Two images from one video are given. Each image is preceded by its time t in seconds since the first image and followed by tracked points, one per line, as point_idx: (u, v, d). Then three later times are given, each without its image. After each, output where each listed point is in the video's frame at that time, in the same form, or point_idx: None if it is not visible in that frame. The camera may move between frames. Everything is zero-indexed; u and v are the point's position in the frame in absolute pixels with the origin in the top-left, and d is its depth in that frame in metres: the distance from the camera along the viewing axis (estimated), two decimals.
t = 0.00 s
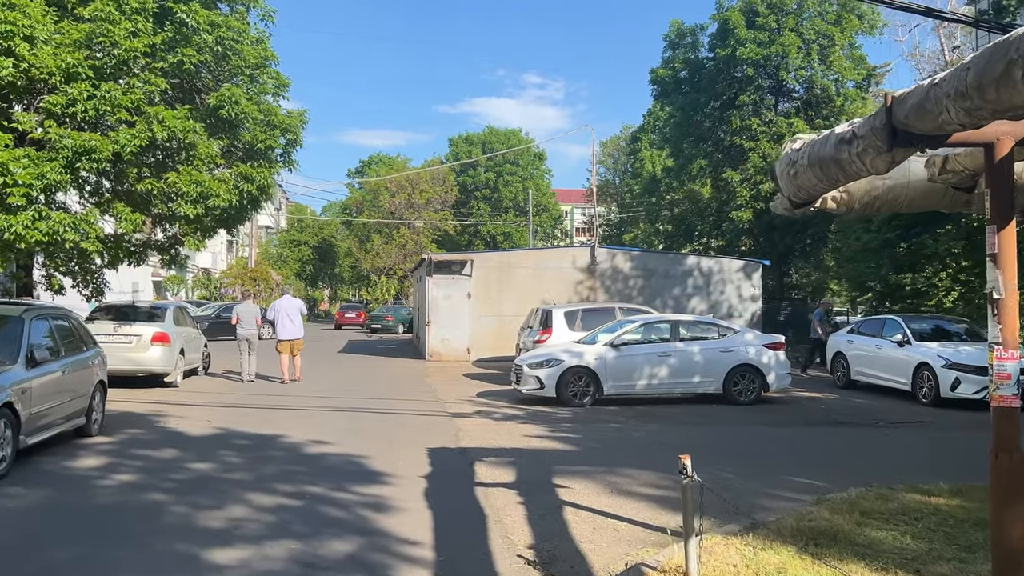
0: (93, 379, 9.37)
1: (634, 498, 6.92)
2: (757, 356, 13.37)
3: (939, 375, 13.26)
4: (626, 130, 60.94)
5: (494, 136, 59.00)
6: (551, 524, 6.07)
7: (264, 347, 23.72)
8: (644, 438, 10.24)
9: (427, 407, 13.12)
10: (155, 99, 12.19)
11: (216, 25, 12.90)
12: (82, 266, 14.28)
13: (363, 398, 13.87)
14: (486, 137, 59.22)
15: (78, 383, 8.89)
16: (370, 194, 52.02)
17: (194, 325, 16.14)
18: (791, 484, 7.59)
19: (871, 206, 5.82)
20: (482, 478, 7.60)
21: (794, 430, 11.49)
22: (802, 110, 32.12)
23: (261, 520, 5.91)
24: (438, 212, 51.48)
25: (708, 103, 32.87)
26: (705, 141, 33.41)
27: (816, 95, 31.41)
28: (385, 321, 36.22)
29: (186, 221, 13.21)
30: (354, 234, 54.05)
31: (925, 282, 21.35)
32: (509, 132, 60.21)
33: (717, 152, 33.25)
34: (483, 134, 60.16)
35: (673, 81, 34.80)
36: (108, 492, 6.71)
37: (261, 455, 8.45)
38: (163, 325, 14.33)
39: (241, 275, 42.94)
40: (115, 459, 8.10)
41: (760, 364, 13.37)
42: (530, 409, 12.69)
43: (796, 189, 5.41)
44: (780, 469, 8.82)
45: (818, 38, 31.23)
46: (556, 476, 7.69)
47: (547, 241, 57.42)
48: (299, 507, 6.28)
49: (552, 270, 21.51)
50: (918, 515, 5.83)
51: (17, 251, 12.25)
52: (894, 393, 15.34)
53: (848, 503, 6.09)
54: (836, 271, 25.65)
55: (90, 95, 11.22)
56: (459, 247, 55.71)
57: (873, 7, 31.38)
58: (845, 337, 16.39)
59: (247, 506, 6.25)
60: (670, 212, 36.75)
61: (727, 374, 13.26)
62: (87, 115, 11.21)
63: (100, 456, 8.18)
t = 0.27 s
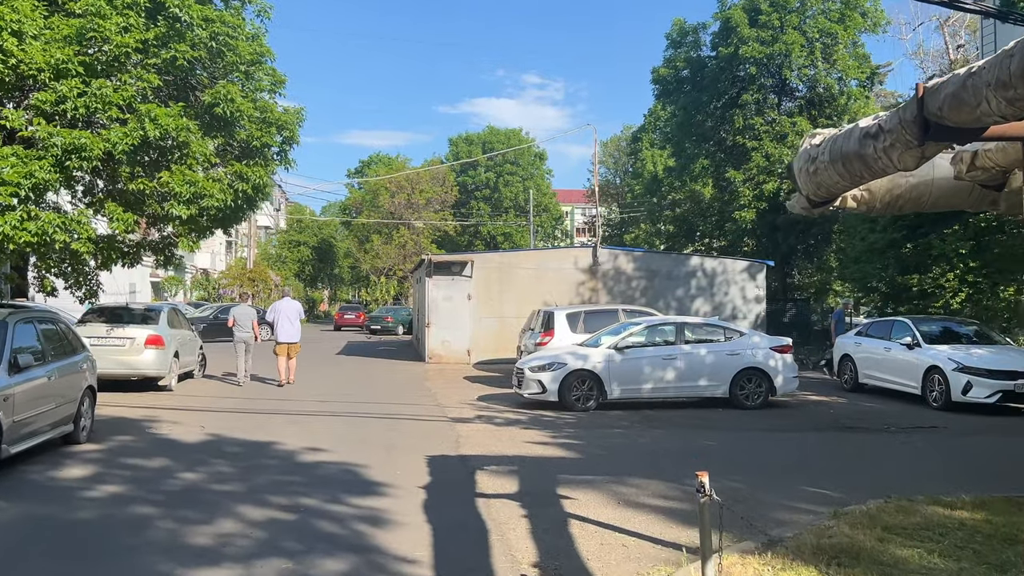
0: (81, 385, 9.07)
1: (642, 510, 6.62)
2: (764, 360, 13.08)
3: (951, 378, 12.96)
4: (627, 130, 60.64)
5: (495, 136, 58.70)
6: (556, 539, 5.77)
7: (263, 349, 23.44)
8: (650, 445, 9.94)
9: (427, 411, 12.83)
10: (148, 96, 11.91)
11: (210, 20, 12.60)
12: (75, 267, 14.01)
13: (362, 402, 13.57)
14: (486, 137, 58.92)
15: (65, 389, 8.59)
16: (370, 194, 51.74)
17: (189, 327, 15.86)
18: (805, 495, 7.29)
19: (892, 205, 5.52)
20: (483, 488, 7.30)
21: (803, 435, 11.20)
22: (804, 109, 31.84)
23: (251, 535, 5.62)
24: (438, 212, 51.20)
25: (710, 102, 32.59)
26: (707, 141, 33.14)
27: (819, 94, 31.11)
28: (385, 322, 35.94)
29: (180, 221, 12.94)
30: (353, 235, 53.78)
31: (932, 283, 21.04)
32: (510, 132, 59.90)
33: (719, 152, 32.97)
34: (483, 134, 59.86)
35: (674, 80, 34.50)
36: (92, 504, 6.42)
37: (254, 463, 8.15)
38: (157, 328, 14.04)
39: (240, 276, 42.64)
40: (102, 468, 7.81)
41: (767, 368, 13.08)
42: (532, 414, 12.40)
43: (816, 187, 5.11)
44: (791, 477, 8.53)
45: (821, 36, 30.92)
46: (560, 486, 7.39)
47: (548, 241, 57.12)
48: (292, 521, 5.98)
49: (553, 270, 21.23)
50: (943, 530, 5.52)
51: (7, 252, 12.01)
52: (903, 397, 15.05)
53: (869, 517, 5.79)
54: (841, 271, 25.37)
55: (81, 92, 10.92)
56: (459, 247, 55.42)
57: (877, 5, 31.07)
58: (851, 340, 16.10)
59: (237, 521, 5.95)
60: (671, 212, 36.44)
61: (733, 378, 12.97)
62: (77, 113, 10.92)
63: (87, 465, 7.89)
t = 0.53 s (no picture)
0: (69, 386, 8.79)
1: (650, 519, 6.34)
2: (771, 360, 12.80)
3: (962, 379, 12.67)
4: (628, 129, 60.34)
5: (495, 135, 58.41)
6: (560, 549, 5.48)
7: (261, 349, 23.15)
8: (656, 448, 9.65)
9: (427, 412, 12.54)
10: (140, 90, 11.60)
11: (204, 12, 12.31)
12: (67, 266, 13.73)
13: (360, 404, 13.29)
14: (486, 136, 58.64)
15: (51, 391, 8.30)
16: (369, 193, 51.45)
17: (184, 327, 15.59)
18: (818, 501, 7.01)
19: (916, 197, 5.24)
20: (484, 494, 7.02)
21: (812, 438, 10.92)
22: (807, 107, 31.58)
23: (240, 546, 5.34)
24: (439, 212, 50.93)
25: (713, 100, 32.32)
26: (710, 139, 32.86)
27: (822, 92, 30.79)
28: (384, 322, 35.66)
29: (174, 218, 12.64)
30: (353, 234, 53.51)
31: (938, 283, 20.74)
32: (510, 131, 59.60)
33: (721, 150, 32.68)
34: (484, 134, 59.56)
35: (676, 78, 34.19)
36: (75, 512, 6.14)
37: (247, 468, 7.87)
38: (151, 328, 13.75)
39: (239, 276, 42.33)
40: (88, 473, 7.52)
41: (774, 368, 12.80)
42: (534, 416, 12.11)
43: (838, 178, 4.82)
44: (803, 481, 8.24)
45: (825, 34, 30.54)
46: (564, 493, 7.11)
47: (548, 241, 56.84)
48: (283, 530, 5.70)
49: (554, 269, 20.94)
50: (970, 540, 5.23)
51: None
52: (912, 398, 14.76)
53: (891, 526, 5.50)
54: (846, 270, 25.09)
55: (70, 85, 10.63)
56: (459, 247, 55.15)
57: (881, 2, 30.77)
58: (859, 340, 15.81)
59: (226, 530, 5.67)
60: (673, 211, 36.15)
61: (739, 379, 12.68)
62: (66, 107, 10.63)
63: (73, 470, 7.60)
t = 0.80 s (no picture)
0: (57, 391, 8.51)
1: (659, 533, 6.05)
2: (778, 363, 12.50)
3: (974, 383, 12.37)
4: (629, 129, 60.07)
5: (495, 135, 58.12)
6: (566, 566, 5.21)
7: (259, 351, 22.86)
8: (661, 454, 9.38)
9: (426, 416, 12.25)
10: (132, 87, 11.32)
11: (197, 6, 12.00)
12: (58, 268, 13.45)
13: (358, 407, 12.99)
14: (487, 136, 58.35)
15: (37, 397, 8.01)
16: (369, 194, 51.15)
17: (179, 329, 15.31)
18: (833, 513, 6.71)
19: (940, 195, 4.95)
20: (484, 506, 6.72)
21: (822, 443, 10.63)
22: (811, 106, 31.37)
23: (227, 564, 5.05)
24: (439, 212, 50.66)
25: (715, 99, 32.03)
26: (712, 139, 32.56)
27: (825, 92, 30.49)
28: (384, 323, 35.39)
29: (167, 218, 12.37)
30: (353, 235, 53.23)
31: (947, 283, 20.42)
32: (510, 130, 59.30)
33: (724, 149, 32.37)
34: (484, 133, 59.25)
35: (678, 77, 33.85)
36: (56, 526, 5.85)
37: (239, 477, 7.58)
38: (144, 330, 13.45)
39: (238, 277, 42.02)
40: (73, 483, 7.23)
41: (782, 372, 12.50)
42: (536, 420, 11.82)
43: (861, 175, 4.54)
44: (816, 490, 7.95)
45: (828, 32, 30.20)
46: (568, 503, 6.82)
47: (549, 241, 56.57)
48: (274, 547, 5.41)
49: (556, 270, 20.66)
50: (1001, 558, 4.93)
51: None
52: (921, 401, 14.46)
53: (915, 543, 5.21)
54: (850, 271, 24.83)
55: (58, 80, 10.33)
56: (460, 247, 54.87)
57: None
58: (867, 342, 15.51)
59: (212, 546, 5.38)
60: (675, 211, 35.85)
61: (746, 382, 12.39)
62: (55, 104, 10.34)
63: (57, 479, 7.32)
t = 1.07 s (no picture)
0: (46, 392, 8.23)
1: (672, 543, 5.77)
2: (787, 364, 12.21)
3: (988, 384, 12.08)
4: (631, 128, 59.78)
5: (497, 134, 57.83)
6: None
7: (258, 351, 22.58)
8: (670, 458, 9.09)
9: (427, 418, 11.96)
10: (126, 80, 11.05)
11: None
12: (52, 267, 13.17)
13: (357, 409, 12.72)
14: (488, 135, 58.07)
15: (24, 399, 7.73)
16: (370, 193, 50.88)
17: (175, 329, 15.03)
18: (853, 521, 6.43)
19: (971, 188, 4.66)
20: (488, 514, 6.44)
21: (834, 446, 10.33)
22: (816, 104, 31.09)
23: None
24: (440, 211, 50.39)
25: (718, 97, 31.74)
26: (716, 137, 32.26)
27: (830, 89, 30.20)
28: (385, 323, 35.13)
29: (161, 215, 12.08)
30: (354, 234, 52.95)
31: (955, 283, 20.13)
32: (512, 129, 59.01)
33: (727, 148, 32.07)
34: (485, 133, 58.95)
35: (681, 75, 33.51)
36: (38, 536, 5.57)
37: (232, 482, 7.29)
38: (139, 330, 13.18)
39: (237, 277, 41.75)
40: (59, 489, 6.94)
41: (791, 373, 12.21)
42: (539, 423, 11.54)
43: (888, 162, 4.25)
44: (832, 496, 7.66)
45: (834, 29, 29.88)
46: (575, 511, 6.54)
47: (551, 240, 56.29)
48: (266, 559, 5.13)
49: (558, 270, 20.38)
50: None
51: None
52: (932, 402, 14.17)
53: (945, 556, 4.93)
54: (856, 270, 24.55)
55: (48, 73, 10.06)
56: (461, 246, 54.59)
57: None
58: (877, 342, 15.22)
59: (201, 558, 5.10)
60: (678, 211, 35.55)
61: (754, 384, 12.10)
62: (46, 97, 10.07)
63: (43, 485, 7.03)
